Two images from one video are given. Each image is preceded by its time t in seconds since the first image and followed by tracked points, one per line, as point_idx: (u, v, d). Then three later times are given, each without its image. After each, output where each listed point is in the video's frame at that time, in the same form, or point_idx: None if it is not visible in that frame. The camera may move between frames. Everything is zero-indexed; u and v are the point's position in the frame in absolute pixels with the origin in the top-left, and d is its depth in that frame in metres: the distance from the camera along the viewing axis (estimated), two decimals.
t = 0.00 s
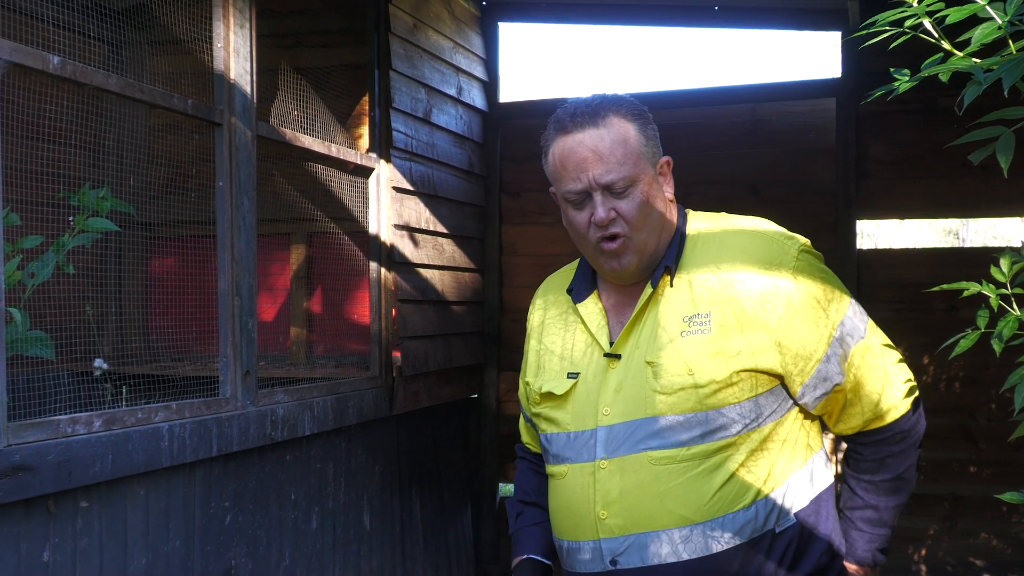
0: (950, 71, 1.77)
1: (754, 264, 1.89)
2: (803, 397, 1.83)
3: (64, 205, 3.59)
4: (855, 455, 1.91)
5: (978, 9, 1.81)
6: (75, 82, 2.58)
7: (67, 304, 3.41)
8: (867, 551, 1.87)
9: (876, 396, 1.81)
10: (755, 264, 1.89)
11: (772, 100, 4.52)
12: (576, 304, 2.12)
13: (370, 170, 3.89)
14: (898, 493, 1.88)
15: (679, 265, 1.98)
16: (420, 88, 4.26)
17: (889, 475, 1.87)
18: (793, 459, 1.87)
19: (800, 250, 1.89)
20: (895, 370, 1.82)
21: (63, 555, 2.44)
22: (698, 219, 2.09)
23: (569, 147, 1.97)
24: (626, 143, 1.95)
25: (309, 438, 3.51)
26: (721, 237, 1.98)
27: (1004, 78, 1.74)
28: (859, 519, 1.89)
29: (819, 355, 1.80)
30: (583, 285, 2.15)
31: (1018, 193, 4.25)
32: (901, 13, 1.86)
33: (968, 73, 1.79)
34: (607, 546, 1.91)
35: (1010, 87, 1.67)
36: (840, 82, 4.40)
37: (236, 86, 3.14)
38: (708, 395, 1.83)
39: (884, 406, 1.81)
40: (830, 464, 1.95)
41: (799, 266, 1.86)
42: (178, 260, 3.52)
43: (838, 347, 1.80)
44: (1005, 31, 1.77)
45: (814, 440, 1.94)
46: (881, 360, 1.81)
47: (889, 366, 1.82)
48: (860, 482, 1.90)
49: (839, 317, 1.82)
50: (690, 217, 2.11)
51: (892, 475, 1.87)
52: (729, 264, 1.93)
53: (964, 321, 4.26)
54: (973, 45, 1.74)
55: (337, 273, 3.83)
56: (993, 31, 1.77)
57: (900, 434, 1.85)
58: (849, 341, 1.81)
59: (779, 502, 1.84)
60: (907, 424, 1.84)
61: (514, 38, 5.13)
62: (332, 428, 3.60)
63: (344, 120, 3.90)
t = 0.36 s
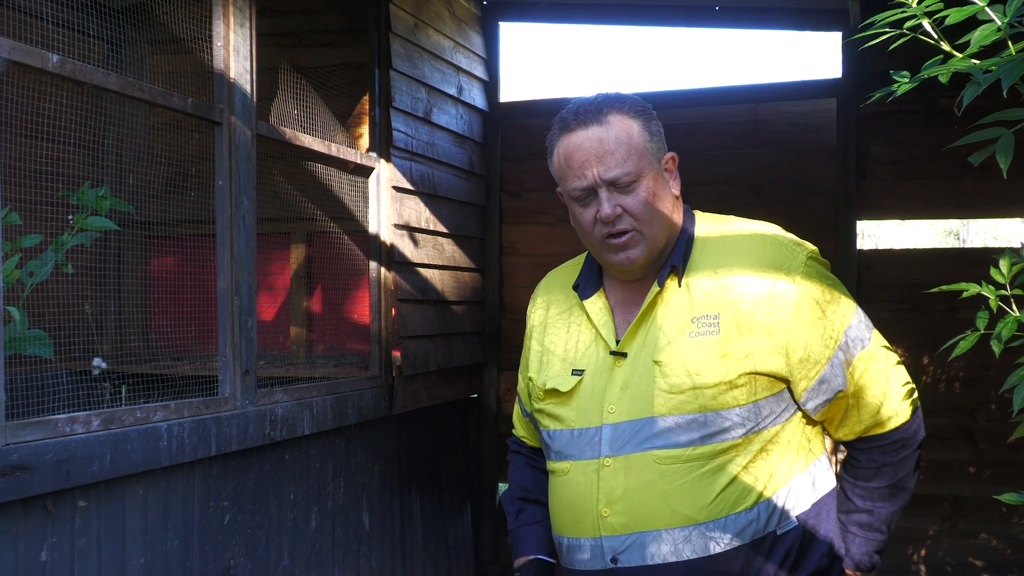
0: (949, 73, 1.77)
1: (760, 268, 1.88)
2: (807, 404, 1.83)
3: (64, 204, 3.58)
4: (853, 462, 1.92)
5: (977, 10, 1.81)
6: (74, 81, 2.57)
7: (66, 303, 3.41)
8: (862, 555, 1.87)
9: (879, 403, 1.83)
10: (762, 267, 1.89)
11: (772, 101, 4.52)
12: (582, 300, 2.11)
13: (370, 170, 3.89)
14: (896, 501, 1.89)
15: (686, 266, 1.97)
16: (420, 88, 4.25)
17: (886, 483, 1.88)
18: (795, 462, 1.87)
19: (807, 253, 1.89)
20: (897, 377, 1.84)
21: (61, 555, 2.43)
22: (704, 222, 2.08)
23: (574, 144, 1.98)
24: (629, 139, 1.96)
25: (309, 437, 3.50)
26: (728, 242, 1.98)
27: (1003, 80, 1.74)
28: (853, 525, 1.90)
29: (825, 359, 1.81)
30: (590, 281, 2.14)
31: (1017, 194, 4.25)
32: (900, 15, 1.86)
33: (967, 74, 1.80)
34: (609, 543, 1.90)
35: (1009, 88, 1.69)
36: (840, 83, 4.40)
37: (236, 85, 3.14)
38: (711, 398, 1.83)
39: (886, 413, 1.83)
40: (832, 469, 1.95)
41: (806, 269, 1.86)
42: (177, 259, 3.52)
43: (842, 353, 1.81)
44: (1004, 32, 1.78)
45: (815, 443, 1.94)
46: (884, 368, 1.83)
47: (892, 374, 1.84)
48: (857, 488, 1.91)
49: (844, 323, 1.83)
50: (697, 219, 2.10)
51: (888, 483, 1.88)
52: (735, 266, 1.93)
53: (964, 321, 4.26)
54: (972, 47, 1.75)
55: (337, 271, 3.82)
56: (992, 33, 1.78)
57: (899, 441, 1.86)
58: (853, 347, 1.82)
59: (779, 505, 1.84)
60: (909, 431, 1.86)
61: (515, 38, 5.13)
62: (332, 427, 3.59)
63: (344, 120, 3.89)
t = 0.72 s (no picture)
0: (941, 76, 1.79)
1: (751, 267, 1.89)
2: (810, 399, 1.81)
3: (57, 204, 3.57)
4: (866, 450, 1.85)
5: (968, 13, 1.82)
6: (66, 81, 2.56)
7: (59, 303, 3.39)
8: (875, 548, 1.80)
9: (882, 395, 1.77)
10: (754, 264, 1.89)
11: (766, 101, 4.53)
12: (576, 300, 2.11)
13: (364, 170, 3.86)
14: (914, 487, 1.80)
15: (678, 265, 1.97)
16: (414, 88, 4.25)
17: (901, 470, 1.80)
18: (789, 464, 1.87)
19: (800, 251, 1.88)
20: (902, 367, 1.77)
21: (53, 556, 2.43)
22: (695, 221, 2.08)
23: (566, 143, 1.98)
24: (621, 137, 1.96)
25: (302, 438, 3.50)
26: (720, 241, 1.98)
27: (994, 82, 1.76)
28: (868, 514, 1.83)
29: (821, 355, 1.80)
30: (584, 281, 2.14)
31: (1010, 195, 4.26)
32: (892, 17, 1.87)
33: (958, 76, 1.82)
34: (605, 545, 1.89)
35: (1001, 91, 1.71)
36: (833, 84, 4.40)
37: (229, 86, 3.13)
38: (702, 398, 1.83)
39: (890, 408, 1.78)
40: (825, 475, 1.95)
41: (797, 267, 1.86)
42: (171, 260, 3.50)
43: (839, 346, 1.78)
44: (995, 35, 1.79)
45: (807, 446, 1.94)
46: (887, 359, 1.77)
47: (896, 364, 1.77)
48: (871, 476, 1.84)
49: (838, 318, 1.80)
50: (688, 218, 2.10)
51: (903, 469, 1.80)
52: (727, 265, 1.93)
53: (957, 322, 4.27)
54: (963, 50, 1.76)
55: (330, 272, 3.84)
56: (983, 35, 1.78)
57: (907, 433, 1.79)
58: (851, 339, 1.78)
59: (775, 507, 1.84)
60: (920, 423, 1.78)
61: (509, 38, 5.13)
62: (325, 428, 3.59)
63: (337, 120, 3.88)
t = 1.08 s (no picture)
0: (931, 75, 1.80)
1: (734, 266, 1.88)
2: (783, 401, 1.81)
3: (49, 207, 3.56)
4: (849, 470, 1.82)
5: (958, 13, 1.83)
6: (58, 83, 2.56)
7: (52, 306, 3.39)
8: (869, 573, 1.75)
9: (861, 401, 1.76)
10: (736, 261, 1.89)
11: (758, 101, 4.54)
12: (562, 305, 2.13)
13: (357, 171, 3.88)
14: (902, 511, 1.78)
15: (661, 265, 1.98)
16: (407, 89, 4.25)
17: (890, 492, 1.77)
18: (782, 465, 1.87)
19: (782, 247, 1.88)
20: (882, 374, 1.76)
21: (46, 559, 2.42)
22: (682, 222, 2.08)
23: (551, 144, 1.99)
24: (607, 138, 1.97)
25: (296, 439, 3.50)
26: (703, 240, 1.98)
27: (983, 82, 1.77)
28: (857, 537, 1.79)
29: (797, 357, 1.77)
30: (571, 286, 2.16)
31: (1002, 194, 4.27)
32: (883, 17, 1.87)
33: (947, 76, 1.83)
34: (595, 544, 1.90)
35: (990, 91, 1.72)
36: (826, 84, 4.41)
37: (221, 87, 3.12)
38: (689, 392, 1.83)
39: (872, 413, 1.76)
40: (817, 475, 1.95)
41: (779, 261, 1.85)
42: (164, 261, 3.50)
43: (816, 351, 1.77)
44: (985, 35, 1.79)
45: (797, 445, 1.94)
46: (866, 366, 1.76)
47: (875, 371, 1.76)
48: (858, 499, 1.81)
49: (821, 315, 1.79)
50: (675, 220, 2.10)
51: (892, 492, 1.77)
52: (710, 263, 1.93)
53: (950, 321, 4.28)
54: (953, 50, 1.77)
55: (323, 274, 3.82)
56: (973, 35, 1.79)
57: (889, 441, 1.77)
58: (829, 344, 1.77)
59: (767, 506, 1.83)
60: (901, 430, 1.77)
61: (502, 39, 5.13)
62: (319, 429, 3.59)
63: (330, 122, 3.88)
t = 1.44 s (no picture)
0: (928, 73, 1.80)
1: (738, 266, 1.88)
2: (782, 408, 1.79)
3: (46, 207, 3.55)
4: (829, 483, 1.81)
5: (955, 11, 1.83)
6: (55, 83, 2.56)
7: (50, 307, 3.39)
8: None
9: (854, 419, 1.77)
10: (743, 263, 1.88)
11: (756, 100, 4.54)
12: (567, 297, 2.14)
13: (354, 171, 3.87)
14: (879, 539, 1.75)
15: (667, 263, 1.98)
16: (404, 89, 4.25)
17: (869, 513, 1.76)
18: (780, 470, 1.87)
19: (790, 254, 1.89)
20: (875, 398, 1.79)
21: (45, 559, 2.43)
22: (686, 223, 2.07)
23: (561, 136, 1.99)
24: (616, 132, 1.98)
25: (294, 439, 3.50)
26: (708, 242, 1.98)
27: (981, 80, 1.77)
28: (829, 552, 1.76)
29: (799, 365, 1.76)
30: (576, 279, 2.17)
31: (999, 192, 4.28)
32: (880, 16, 1.88)
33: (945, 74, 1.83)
34: (588, 539, 1.90)
35: (987, 89, 1.72)
36: (823, 82, 4.41)
37: (219, 88, 3.13)
38: (690, 393, 1.82)
39: (865, 432, 1.77)
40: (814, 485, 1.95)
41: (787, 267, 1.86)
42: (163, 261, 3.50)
43: (818, 363, 1.76)
44: (982, 33, 1.79)
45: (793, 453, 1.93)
46: (863, 386, 1.77)
47: (868, 393, 1.78)
48: (835, 512, 1.78)
49: (824, 323, 1.80)
50: (679, 220, 2.10)
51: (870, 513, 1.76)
52: (714, 264, 1.93)
53: (947, 319, 4.29)
54: (950, 49, 1.77)
55: (322, 275, 3.83)
56: (970, 33, 1.79)
57: (874, 458, 1.77)
58: (831, 360, 1.77)
59: (762, 508, 1.83)
60: (887, 450, 1.78)
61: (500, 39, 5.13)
62: (318, 429, 3.59)
63: (328, 122, 3.88)
